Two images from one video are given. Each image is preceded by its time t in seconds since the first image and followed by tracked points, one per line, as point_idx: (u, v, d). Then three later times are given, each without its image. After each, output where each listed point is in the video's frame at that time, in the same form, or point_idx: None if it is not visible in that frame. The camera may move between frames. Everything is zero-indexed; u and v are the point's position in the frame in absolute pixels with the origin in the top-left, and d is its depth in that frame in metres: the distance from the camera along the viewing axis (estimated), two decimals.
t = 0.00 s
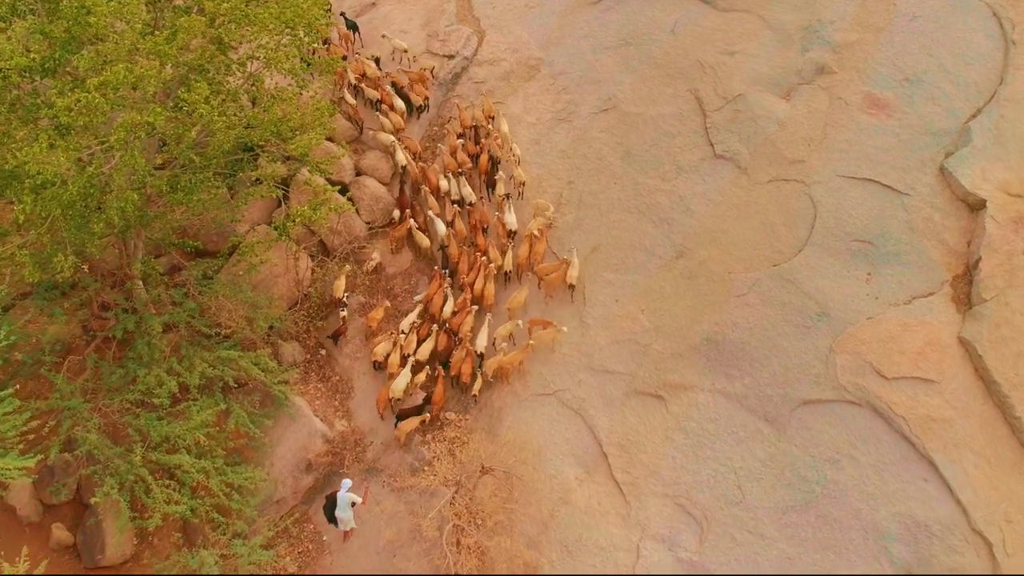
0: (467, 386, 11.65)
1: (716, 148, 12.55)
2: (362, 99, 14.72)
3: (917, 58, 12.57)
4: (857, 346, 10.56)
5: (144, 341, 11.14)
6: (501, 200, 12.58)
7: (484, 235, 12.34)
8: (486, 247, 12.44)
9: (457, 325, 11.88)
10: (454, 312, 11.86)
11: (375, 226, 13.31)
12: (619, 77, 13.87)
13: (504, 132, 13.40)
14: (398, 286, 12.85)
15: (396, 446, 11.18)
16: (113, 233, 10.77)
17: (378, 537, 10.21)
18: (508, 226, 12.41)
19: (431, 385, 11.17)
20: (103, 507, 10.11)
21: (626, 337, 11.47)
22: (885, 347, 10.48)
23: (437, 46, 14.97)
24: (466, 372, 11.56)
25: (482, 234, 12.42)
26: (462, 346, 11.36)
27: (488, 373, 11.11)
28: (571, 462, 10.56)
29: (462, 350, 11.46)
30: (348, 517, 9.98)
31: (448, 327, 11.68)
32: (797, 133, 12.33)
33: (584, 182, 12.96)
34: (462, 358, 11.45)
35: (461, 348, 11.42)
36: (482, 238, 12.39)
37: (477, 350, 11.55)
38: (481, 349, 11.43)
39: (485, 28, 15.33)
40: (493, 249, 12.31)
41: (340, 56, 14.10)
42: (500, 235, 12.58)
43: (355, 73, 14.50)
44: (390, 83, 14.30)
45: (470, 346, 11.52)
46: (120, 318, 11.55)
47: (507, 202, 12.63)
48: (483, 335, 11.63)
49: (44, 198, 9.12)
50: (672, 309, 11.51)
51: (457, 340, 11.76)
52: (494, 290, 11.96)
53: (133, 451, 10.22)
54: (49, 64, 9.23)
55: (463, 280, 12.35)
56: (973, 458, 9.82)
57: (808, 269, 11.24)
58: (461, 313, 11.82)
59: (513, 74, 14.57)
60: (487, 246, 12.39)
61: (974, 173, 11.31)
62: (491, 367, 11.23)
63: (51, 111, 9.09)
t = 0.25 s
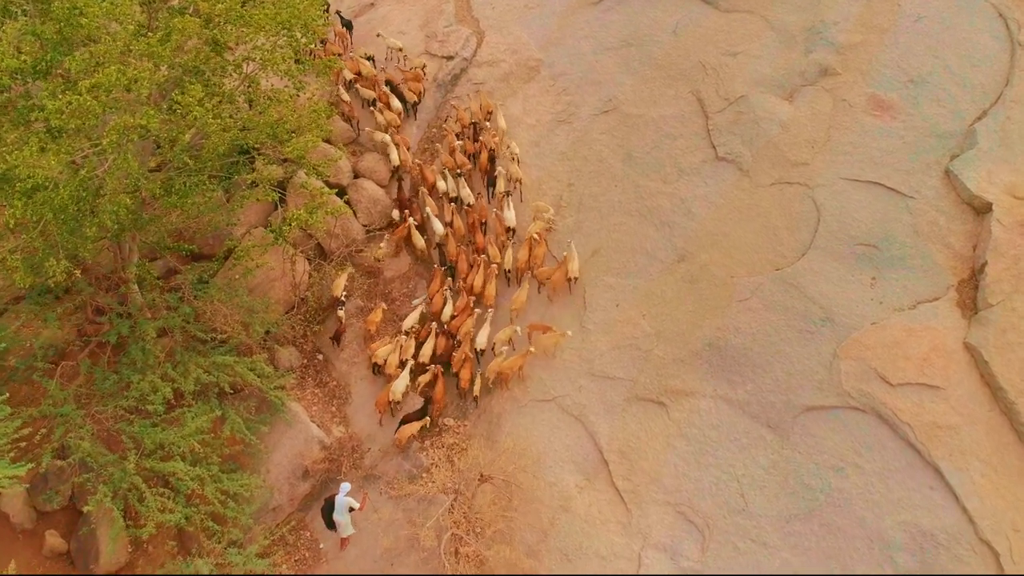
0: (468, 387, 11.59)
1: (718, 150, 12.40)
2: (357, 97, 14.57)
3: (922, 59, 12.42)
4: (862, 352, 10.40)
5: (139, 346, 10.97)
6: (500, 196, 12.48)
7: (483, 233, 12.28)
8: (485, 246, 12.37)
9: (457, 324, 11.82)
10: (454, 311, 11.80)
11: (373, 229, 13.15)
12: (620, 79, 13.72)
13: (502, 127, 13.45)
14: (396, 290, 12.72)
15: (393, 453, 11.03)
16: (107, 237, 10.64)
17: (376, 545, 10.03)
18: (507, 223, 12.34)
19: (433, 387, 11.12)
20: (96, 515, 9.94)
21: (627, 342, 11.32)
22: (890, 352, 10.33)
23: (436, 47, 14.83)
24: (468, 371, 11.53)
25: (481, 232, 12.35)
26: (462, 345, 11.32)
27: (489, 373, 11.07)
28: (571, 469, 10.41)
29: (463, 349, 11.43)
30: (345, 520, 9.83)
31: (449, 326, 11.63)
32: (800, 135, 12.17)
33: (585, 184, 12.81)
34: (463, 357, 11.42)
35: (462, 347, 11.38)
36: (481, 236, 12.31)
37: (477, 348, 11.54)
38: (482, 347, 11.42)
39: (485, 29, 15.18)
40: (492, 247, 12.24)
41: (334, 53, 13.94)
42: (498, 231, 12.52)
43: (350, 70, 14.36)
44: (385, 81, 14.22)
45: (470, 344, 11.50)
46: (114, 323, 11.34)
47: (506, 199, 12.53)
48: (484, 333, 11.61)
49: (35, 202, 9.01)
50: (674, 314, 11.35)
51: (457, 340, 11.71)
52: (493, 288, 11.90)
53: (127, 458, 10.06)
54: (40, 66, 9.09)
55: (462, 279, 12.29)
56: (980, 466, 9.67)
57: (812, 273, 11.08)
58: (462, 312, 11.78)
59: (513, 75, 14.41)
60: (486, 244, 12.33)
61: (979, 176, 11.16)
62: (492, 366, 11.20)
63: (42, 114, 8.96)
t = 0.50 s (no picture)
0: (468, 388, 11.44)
1: (719, 153, 12.24)
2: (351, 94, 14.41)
3: (926, 61, 12.26)
4: (866, 358, 10.25)
5: (132, 352, 10.83)
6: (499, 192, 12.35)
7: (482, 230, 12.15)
8: (483, 243, 12.23)
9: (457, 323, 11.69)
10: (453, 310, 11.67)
11: (370, 233, 13.00)
12: (620, 80, 13.56)
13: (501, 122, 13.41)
14: (393, 295, 12.59)
15: (390, 460, 10.87)
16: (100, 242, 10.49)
17: (372, 554, 9.91)
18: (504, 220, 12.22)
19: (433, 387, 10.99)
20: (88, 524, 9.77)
21: (627, 348, 11.15)
22: (894, 359, 10.17)
23: (434, 48, 14.68)
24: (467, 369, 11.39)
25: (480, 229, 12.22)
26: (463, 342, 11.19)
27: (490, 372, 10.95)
28: (571, 477, 10.26)
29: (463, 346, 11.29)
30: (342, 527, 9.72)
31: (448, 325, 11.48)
32: (802, 138, 12.02)
33: (585, 188, 12.65)
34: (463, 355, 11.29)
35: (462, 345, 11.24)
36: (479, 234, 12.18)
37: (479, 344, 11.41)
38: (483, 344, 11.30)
39: (483, 30, 15.02)
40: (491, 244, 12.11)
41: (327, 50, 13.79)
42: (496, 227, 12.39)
43: (344, 68, 14.21)
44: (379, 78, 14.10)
45: (471, 341, 11.37)
46: (107, 328, 11.22)
47: (505, 195, 12.39)
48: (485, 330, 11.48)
49: (24, 207, 8.84)
50: (675, 320, 11.19)
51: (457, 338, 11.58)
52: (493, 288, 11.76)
53: (119, 466, 9.92)
54: (30, 68, 8.95)
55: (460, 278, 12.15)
56: (985, 475, 9.52)
57: (815, 278, 10.92)
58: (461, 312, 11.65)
59: (512, 76, 14.25)
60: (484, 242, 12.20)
61: (984, 180, 10.99)
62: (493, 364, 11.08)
63: (32, 117, 8.81)
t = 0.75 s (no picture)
0: (468, 389, 11.31)
1: (721, 156, 12.09)
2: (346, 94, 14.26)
3: (930, 62, 12.10)
4: (870, 365, 10.10)
5: (125, 359, 10.67)
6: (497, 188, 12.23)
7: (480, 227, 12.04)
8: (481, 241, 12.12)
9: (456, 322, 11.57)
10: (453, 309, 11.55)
11: (368, 236, 12.85)
12: (620, 82, 13.41)
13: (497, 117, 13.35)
14: (390, 300, 12.44)
15: (388, 468, 10.70)
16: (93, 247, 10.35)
17: (368, 564, 9.77)
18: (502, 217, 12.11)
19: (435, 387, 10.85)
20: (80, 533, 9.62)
21: (627, 354, 11.00)
22: (899, 365, 10.01)
23: (432, 49, 14.52)
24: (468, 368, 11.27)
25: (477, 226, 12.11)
26: (464, 339, 11.07)
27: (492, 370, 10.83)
28: (570, 485, 10.11)
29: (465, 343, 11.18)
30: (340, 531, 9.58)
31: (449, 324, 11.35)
32: (805, 141, 11.86)
33: (584, 191, 12.48)
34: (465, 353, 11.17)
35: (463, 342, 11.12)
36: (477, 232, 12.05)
37: (481, 341, 11.30)
38: (485, 341, 11.19)
39: (482, 31, 14.87)
40: (489, 242, 12.01)
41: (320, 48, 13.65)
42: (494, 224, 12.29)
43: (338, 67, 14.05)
44: (373, 76, 13.99)
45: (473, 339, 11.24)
46: (100, 334, 11.03)
47: (504, 191, 12.28)
48: (487, 327, 11.36)
49: (14, 212, 8.71)
50: (676, 325, 11.04)
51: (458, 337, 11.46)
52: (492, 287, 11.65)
53: (112, 475, 9.76)
54: (20, 71, 8.84)
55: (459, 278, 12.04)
56: (991, 484, 9.36)
57: (818, 283, 10.77)
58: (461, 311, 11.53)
59: (511, 78, 14.09)
60: (483, 240, 12.08)
61: (990, 183, 10.83)
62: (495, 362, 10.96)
63: (21, 120, 8.68)
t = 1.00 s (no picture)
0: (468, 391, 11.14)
1: (722, 159, 11.93)
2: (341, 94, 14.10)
3: (934, 64, 11.94)
4: (874, 372, 9.94)
5: (118, 365, 10.49)
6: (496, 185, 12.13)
7: (478, 224, 11.94)
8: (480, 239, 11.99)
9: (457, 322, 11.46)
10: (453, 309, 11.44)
11: (365, 240, 12.68)
12: (621, 84, 13.25)
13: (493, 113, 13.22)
14: (388, 304, 12.24)
15: (385, 476, 10.48)
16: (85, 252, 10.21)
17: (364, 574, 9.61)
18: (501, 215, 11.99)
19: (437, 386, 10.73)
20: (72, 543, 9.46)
21: (628, 361, 10.82)
22: (903, 373, 9.85)
23: (431, 52, 14.38)
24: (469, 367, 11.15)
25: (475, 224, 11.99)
26: (466, 337, 10.96)
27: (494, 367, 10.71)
28: (570, 493, 9.95)
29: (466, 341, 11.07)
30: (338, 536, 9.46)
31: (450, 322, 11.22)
32: (808, 144, 11.70)
33: (584, 195, 12.31)
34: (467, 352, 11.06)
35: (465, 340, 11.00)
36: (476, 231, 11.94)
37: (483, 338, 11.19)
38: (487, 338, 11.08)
39: (481, 32, 14.71)
40: (487, 241, 11.90)
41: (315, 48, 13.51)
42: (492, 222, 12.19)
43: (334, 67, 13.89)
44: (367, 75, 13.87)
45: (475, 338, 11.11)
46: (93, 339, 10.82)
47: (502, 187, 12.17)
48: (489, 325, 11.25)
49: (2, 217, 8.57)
50: (677, 331, 10.88)
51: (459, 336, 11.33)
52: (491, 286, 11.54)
53: (104, 484, 9.61)
54: (8, 74, 8.74)
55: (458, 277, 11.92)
56: (999, 493, 9.18)
57: (821, 289, 10.62)
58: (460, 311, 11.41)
59: (510, 80, 13.93)
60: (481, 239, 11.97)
61: (995, 187, 10.66)
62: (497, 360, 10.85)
63: (10, 125, 8.57)
